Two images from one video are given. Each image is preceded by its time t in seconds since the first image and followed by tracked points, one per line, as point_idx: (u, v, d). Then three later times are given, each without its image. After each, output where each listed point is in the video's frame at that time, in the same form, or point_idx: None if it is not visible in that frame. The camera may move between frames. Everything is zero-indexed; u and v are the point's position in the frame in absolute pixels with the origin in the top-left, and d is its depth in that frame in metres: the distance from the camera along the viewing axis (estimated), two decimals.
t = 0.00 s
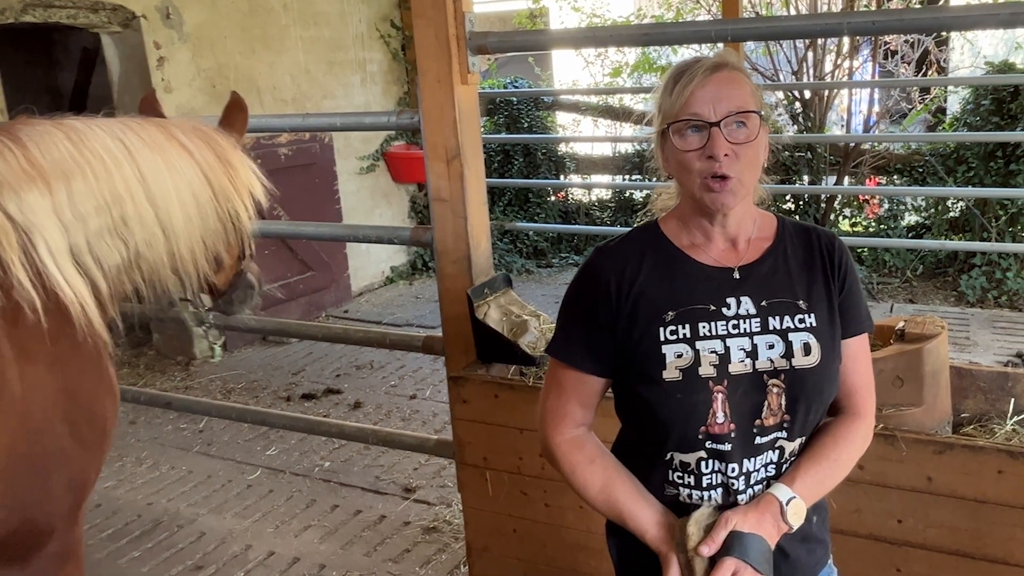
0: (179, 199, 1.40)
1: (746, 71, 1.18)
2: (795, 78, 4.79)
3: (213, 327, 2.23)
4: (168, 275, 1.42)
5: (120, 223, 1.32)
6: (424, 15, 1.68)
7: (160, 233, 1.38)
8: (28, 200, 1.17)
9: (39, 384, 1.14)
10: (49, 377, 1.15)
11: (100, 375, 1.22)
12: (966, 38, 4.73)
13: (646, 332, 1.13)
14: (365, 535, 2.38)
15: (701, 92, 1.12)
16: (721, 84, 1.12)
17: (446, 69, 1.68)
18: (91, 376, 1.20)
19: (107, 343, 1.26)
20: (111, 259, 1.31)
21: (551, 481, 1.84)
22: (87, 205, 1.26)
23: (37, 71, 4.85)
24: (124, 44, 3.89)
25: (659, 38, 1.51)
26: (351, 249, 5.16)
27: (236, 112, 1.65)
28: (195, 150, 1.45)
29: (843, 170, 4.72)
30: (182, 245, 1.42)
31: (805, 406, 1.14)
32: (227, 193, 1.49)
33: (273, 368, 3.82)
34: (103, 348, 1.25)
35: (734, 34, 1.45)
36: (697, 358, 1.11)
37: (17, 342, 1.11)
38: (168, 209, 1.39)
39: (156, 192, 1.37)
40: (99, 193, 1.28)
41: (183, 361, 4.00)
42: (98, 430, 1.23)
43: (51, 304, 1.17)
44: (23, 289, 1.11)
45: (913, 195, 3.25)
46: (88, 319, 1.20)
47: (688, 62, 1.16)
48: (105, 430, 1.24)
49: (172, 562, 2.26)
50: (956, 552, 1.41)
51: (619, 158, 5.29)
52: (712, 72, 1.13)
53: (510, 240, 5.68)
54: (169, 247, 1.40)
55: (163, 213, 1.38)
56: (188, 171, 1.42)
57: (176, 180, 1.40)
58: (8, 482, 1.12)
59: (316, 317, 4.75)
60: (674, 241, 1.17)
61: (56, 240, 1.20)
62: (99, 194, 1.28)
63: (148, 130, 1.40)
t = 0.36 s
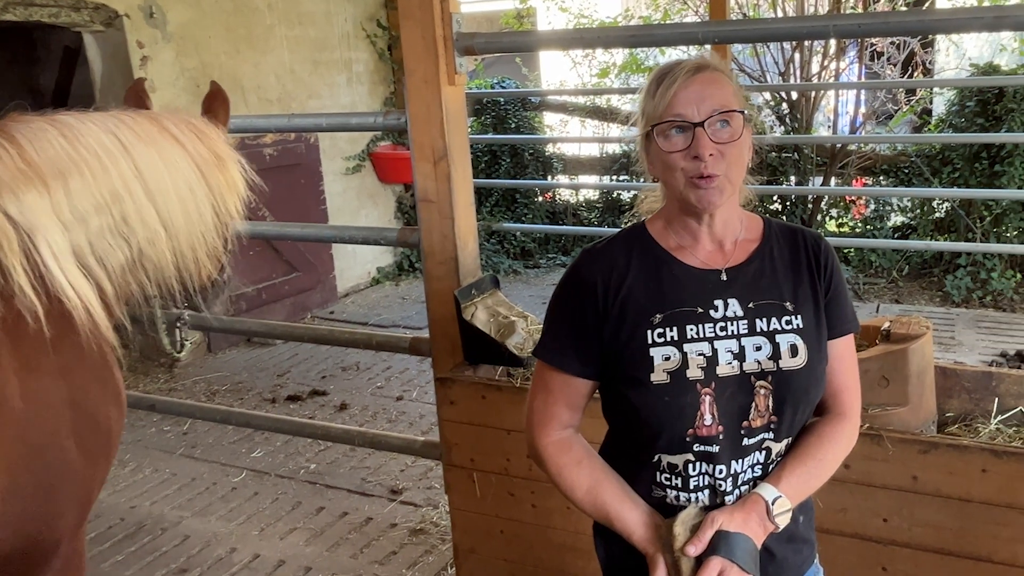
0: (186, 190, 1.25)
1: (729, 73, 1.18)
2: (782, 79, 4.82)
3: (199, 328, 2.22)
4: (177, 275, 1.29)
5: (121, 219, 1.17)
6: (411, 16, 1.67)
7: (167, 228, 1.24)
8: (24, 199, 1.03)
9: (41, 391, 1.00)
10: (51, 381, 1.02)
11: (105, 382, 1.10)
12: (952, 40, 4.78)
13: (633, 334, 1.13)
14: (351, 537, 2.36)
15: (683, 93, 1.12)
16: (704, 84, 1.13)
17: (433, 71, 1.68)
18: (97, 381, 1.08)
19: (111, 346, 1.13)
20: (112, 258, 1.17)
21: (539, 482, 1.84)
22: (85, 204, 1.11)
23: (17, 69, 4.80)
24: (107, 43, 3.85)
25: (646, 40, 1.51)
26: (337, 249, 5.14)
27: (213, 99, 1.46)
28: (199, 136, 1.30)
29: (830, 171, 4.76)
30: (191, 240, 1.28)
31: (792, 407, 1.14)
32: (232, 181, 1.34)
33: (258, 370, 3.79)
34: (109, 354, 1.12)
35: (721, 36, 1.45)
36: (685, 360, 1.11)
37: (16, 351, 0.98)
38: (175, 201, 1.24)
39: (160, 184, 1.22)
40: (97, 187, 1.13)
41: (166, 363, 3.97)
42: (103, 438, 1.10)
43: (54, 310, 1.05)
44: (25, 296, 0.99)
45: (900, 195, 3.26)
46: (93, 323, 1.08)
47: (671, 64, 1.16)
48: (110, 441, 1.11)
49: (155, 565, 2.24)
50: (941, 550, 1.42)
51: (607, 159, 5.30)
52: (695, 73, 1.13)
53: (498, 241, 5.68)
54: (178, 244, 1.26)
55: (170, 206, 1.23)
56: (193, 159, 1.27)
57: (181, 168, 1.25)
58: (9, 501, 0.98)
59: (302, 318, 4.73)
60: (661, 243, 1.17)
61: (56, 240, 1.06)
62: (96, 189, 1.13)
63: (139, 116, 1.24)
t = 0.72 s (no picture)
0: (178, 187, 1.22)
1: (714, 74, 1.18)
2: (770, 79, 4.84)
3: (184, 328, 2.19)
4: (173, 274, 1.26)
5: (114, 218, 1.14)
6: (398, 15, 1.66)
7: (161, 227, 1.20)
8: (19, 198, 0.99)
9: (40, 398, 0.98)
10: (49, 389, 1.00)
11: (99, 388, 1.08)
12: (938, 40, 4.81)
13: (623, 336, 1.13)
14: (339, 538, 2.35)
15: (668, 94, 1.12)
16: (688, 85, 1.13)
17: (420, 69, 1.67)
18: (92, 387, 1.07)
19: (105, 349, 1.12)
20: (107, 258, 1.14)
21: (526, 481, 1.83)
22: (77, 202, 1.07)
23: None
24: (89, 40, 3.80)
25: (635, 39, 1.51)
26: (323, 249, 5.11)
27: (185, 100, 1.40)
28: (186, 130, 1.26)
29: (818, 170, 4.79)
30: (185, 237, 1.25)
31: (781, 409, 1.14)
32: (216, 175, 1.31)
33: (243, 370, 3.77)
34: (103, 357, 1.10)
35: (709, 36, 1.45)
36: (674, 362, 1.11)
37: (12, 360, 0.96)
38: (168, 199, 1.21)
39: (152, 182, 1.18)
40: (90, 185, 1.09)
41: (151, 364, 3.94)
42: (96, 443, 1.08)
43: (50, 314, 1.03)
44: (24, 304, 0.96)
45: (888, 194, 3.28)
46: (88, 322, 1.06)
47: (654, 65, 1.16)
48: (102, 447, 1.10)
49: (140, 567, 2.22)
50: (928, 548, 1.43)
51: (595, 158, 5.32)
52: (679, 74, 1.14)
53: (486, 240, 5.67)
54: (172, 242, 1.23)
55: (163, 203, 1.20)
56: (183, 154, 1.24)
57: (172, 165, 1.21)
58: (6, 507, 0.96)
59: (288, 318, 4.70)
60: (650, 245, 1.17)
61: (54, 242, 1.03)
62: (89, 188, 1.09)
63: (124, 111, 1.20)
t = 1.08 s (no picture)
0: (156, 178, 1.20)
1: (703, 72, 1.18)
2: (757, 77, 4.86)
3: (168, 327, 2.17)
4: (159, 268, 1.23)
5: (97, 214, 1.11)
6: (385, 12, 1.65)
7: (146, 220, 1.18)
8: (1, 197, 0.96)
9: (31, 406, 0.96)
10: (41, 396, 0.98)
11: (95, 394, 1.06)
12: (925, 40, 4.84)
13: (611, 334, 1.13)
14: (324, 539, 2.34)
15: (657, 92, 1.12)
16: (677, 83, 1.13)
17: (407, 67, 1.66)
18: (86, 392, 1.05)
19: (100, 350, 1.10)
20: (94, 255, 1.11)
21: (513, 481, 1.83)
22: (59, 198, 1.05)
23: None
24: (70, 37, 3.76)
25: (622, 37, 1.51)
26: (309, 248, 5.08)
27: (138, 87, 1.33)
28: (152, 120, 1.23)
29: (805, 169, 4.81)
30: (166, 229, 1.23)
31: (768, 408, 1.14)
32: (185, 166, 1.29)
33: (228, 370, 3.74)
34: (98, 356, 1.08)
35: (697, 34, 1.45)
36: (661, 360, 1.11)
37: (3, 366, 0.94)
38: (147, 192, 1.19)
39: (129, 174, 1.16)
40: (70, 181, 1.06)
41: (133, 364, 3.90)
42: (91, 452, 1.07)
43: (42, 316, 1.00)
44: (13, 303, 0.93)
45: (874, 192, 3.29)
46: (81, 323, 1.04)
47: (643, 63, 1.16)
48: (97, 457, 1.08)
49: (122, 570, 2.20)
50: (913, 545, 1.44)
51: (583, 157, 5.34)
52: (668, 72, 1.13)
53: (473, 239, 5.66)
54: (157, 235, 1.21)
55: (144, 196, 1.18)
56: (155, 145, 1.21)
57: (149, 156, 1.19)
58: None
59: (273, 317, 4.67)
60: (639, 244, 1.17)
61: (40, 240, 1.00)
62: (70, 183, 1.06)
63: (89, 104, 1.17)
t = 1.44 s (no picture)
0: (118, 168, 1.00)
1: (692, 71, 1.18)
2: (745, 76, 4.89)
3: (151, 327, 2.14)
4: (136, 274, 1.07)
5: (63, 208, 0.94)
6: (370, 11, 1.64)
7: (113, 217, 1.00)
8: None
9: (15, 408, 0.85)
10: (25, 394, 0.86)
11: (79, 392, 0.95)
12: (911, 40, 4.88)
13: (599, 333, 1.12)
14: (309, 540, 2.32)
15: (644, 91, 1.12)
16: (664, 82, 1.12)
17: (392, 65, 1.65)
18: (70, 390, 0.93)
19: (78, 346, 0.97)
20: (66, 255, 0.94)
21: (500, 480, 1.82)
22: (22, 192, 0.89)
23: None
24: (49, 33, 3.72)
25: (609, 36, 1.50)
26: (293, 247, 5.05)
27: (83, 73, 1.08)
28: (106, 108, 1.01)
29: (792, 168, 4.87)
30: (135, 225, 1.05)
31: (756, 406, 1.15)
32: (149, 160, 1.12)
33: (211, 370, 3.71)
34: (79, 350, 0.96)
35: (685, 33, 1.44)
36: (649, 359, 1.11)
37: None
38: (109, 186, 0.99)
39: (88, 165, 0.96)
40: (35, 173, 0.90)
41: (115, 365, 3.86)
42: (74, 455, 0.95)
43: (25, 312, 0.88)
44: None
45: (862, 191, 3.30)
46: (62, 319, 0.92)
47: (631, 62, 1.16)
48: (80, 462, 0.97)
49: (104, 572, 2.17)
50: (898, 542, 1.44)
51: (571, 155, 5.37)
52: (655, 71, 1.13)
53: (460, 238, 5.65)
54: (125, 234, 1.02)
55: (108, 192, 0.99)
56: (114, 133, 1.01)
57: (108, 144, 0.99)
58: None
59: (257, 317, 4.64)
60: (628, 242, 1.16)
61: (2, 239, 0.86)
62: (32, 175, 0.90)
63: (33, 90, 0.96)
